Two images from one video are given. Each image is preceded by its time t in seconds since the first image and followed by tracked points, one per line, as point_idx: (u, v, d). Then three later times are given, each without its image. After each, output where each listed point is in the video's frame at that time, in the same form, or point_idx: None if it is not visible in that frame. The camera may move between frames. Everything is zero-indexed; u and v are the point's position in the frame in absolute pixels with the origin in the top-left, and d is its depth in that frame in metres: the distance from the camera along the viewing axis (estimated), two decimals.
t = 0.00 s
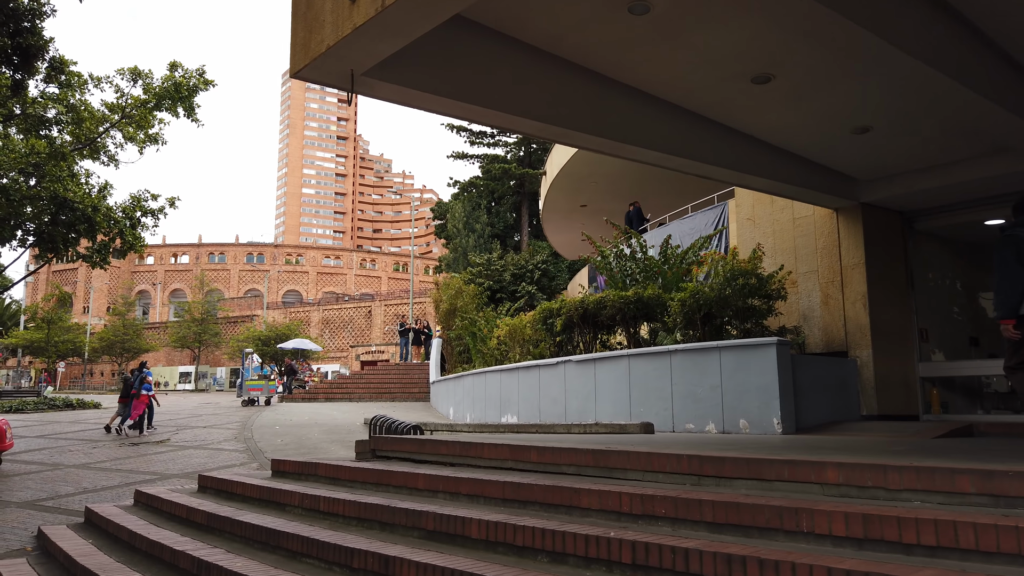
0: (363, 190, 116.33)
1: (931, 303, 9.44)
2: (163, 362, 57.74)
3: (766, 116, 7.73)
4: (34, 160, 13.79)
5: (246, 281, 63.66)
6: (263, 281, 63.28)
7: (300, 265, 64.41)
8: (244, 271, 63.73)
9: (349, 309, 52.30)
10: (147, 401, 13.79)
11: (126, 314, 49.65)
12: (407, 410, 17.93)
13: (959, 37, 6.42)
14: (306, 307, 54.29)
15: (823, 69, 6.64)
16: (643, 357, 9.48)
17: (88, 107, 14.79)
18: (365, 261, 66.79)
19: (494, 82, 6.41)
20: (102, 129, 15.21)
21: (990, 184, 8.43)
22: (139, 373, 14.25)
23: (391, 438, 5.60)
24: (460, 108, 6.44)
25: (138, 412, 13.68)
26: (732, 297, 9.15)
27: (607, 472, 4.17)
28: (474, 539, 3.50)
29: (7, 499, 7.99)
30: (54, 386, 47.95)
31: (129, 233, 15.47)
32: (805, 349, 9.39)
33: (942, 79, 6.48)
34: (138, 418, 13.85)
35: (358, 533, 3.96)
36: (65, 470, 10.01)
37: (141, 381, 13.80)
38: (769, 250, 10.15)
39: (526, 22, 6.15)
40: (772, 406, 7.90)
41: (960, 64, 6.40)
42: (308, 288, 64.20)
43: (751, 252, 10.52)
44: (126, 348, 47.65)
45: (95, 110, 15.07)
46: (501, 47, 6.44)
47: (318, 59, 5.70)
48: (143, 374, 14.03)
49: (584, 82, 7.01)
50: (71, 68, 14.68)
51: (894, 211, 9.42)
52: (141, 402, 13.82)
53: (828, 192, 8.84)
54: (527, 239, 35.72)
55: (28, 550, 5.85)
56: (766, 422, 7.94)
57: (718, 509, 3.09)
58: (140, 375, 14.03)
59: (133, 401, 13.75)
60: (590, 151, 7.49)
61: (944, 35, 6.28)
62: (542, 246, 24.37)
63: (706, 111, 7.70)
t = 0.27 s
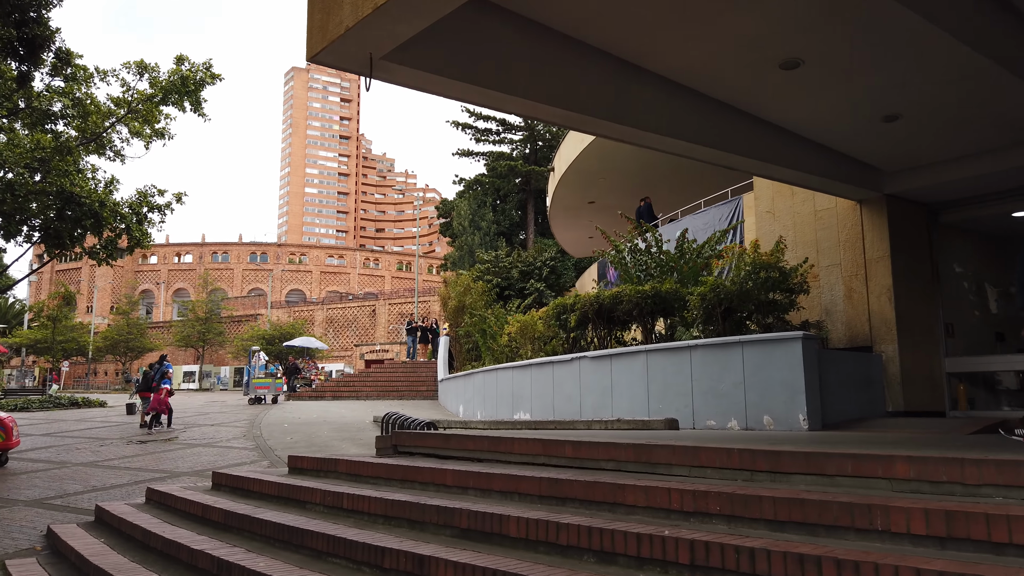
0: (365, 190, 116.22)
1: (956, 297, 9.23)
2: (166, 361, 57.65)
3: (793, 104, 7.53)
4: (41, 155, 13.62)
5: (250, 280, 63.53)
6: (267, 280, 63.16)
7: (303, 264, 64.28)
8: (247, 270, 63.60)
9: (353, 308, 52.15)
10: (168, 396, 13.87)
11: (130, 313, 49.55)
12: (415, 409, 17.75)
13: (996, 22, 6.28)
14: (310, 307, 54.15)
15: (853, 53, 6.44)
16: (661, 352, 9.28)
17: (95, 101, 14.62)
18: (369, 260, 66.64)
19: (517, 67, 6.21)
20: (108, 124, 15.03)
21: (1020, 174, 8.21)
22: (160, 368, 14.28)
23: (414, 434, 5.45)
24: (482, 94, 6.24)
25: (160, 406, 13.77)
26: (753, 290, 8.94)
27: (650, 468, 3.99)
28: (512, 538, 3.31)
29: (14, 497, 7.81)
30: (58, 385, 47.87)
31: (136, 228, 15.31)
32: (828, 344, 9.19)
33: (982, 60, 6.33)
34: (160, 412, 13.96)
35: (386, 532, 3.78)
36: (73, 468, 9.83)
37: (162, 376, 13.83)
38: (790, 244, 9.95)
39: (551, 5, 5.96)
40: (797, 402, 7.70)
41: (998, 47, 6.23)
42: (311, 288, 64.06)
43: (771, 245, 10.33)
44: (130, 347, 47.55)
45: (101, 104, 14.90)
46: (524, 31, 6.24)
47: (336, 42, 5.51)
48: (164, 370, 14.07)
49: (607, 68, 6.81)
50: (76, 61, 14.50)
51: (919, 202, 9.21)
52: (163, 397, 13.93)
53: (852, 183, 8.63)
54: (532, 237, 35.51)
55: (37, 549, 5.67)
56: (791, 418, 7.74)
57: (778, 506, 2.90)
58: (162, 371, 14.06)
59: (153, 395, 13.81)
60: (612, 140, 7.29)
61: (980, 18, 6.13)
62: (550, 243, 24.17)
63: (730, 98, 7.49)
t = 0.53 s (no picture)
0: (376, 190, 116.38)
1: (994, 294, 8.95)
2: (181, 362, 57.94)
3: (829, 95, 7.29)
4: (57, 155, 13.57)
5: (263, 281, 63.70)
6: (279, 281, 63.30)
7: (316, 265, 64.37)
8: (260, 270, 63.78)
9: (366, 308, 52.14)
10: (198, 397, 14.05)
11: (145, 314, 49.82)
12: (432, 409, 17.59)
13: None
14: (323, 307, 54.22)
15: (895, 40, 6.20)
16: (688, 352, 9.06)
17: (111, 100, 14.56)
18: (381, 260, 66.62)
19: (547, 58, 6.01)
20: (124, 123, 14.97)
21: None
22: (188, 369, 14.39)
23: (446, 438, 5.28)
24: (511, 86, 6.05)
25: (189, 407, 13.91)
26: (784, 288, 8.70)
27: (703, 476, 3.79)
28: (562, 552, 3.13)
29: (34, 500, 7.71)
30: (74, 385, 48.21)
31: (152, 228, 15.24)
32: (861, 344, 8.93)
33: None
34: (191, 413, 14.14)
35: (423, 543, 3.60)
36: (91, 471, 9.74)
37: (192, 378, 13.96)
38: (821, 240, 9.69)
39: None
40: (832, 403, 7.45)
41: None
42: (324, 288, 64.14)
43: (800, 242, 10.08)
44: (145, 347, 47.79)
45: (117, 104, 14.84)
46: (554, 21, 6.03)
47: (362, 32, 5.34)
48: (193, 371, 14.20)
49: (638, 59, 6.59)
50: (92, 60, 14.44)
51: (955, 197, 8.93)
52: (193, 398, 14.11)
53: (887, 177, 8.37)
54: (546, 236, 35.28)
55: (58, 555, 5.54)
56: (826, 420, 7.50)
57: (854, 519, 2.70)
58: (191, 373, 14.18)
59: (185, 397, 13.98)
60: (642, 134, 7.08)
61: None
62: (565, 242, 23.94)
63: (764, 90, 7.26)
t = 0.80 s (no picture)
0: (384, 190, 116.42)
1: None
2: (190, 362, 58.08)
3: (859, 84, 7.10)
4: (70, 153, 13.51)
5: (271, 281, 63.75)
6: (288, 281, 63.34)
7: (324, 265, 64.38)
8: (269, 271, 63.85)
9: (374, 308, 52.09)
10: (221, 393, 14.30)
11: (155, 314, 49.96)
12: (444, 408, 17.45)
13: None
14: (332, 307, 54.20)
15: (929, 26, 6.01)
16: (709, 348, 8.87)
17: (122, 98, 14.50)
18: (389, 260, 66.56)
19: (571, 46, 5.85)
20: (136, 121, 14.91)
21: None
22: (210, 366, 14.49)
23: (473, 436, 5.15)
24: (534, 75, 5.89)
25: (214, 404, 14.18)
26: (809, 284, 8.51)
27: (752, 476, 3.65)
28: (606, 554, 2.98)
29: (48, 500, 7.61)
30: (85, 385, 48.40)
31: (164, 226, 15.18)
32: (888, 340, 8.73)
33: None
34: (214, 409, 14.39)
35: (455, 544, 3.46)
36: (104, 470, 9.65)
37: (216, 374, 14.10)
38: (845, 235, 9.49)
39: None
40: (862, 400, 7.25)
41: None
42: (332, 288, 64.14)
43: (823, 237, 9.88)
44: (155, 347, 47.92)
45: (129, 101, 14.79)
46: (578, 8, 5.87)
47: (383, 19, 5.19)
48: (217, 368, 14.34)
49: (663, 48, 6.43)
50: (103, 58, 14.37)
51: (985, 190, 8.71)
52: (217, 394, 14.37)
53: (915, 169, 8.17)
54: (556, 235, 35.08)
55: (74, 556, 5.42)
56: (855, 417, 7.30)
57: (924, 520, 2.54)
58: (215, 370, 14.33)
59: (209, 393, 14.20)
60: (667, 125, 6.91)
61: None
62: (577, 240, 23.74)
63: (791, 79, 7.08)
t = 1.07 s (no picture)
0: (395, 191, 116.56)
1: None
2: (204, 362, 58.30)
3: (893, 75, 6.89)
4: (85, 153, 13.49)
5: (284, 282, 63.90)
6: (300, 281, 63.47)
7: (336, 265, 64.44)
8: (281, 271, 64.02)
9: (386, 308, 52.04)
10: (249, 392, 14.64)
11: (169, 315, 50.20)
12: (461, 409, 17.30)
13: None
14: (344, 307, 54.24)
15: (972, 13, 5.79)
16: (736, 348, 8.67)
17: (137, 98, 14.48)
18: (400, 260, 66.54)
19: (600, 37, 5.68)
20: (150, 120, 14.88)
21: None
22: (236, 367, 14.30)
23: (506, 440, 5.05)
24: (562, 67, 5.72)
25: (243, 403, 14.54)
26: (839, 282, 8.30)
27: (811, 483, 3.52)
28: (660, 566, 2.84)
29: (66, 503, 7.53)
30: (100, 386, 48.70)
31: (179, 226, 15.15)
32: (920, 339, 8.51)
33: None
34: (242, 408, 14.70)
35: (495, 553, 3.32)
36: (122, 472, 9.57)
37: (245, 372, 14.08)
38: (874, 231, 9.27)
39: None
40: (897, 401, 7.04)
41: None
42: (344, 288, 64.19)
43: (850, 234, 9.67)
44: (169, 348, 48.13)
45: (144, 101, 14.76)
46: None
47: (408, 9, 5.03)
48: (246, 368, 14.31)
49: (693, 39, 6.24)
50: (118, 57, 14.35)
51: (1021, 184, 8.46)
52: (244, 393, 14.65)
53: (950, 163, 7.93)
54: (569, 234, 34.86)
55: (95, 562, 5.31)
56: (891, 419, 7.08)
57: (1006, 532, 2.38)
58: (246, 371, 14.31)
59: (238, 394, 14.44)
60: (695, 119, 6.74)
61: None
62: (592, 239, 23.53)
63: (823, 71, 6.88)
